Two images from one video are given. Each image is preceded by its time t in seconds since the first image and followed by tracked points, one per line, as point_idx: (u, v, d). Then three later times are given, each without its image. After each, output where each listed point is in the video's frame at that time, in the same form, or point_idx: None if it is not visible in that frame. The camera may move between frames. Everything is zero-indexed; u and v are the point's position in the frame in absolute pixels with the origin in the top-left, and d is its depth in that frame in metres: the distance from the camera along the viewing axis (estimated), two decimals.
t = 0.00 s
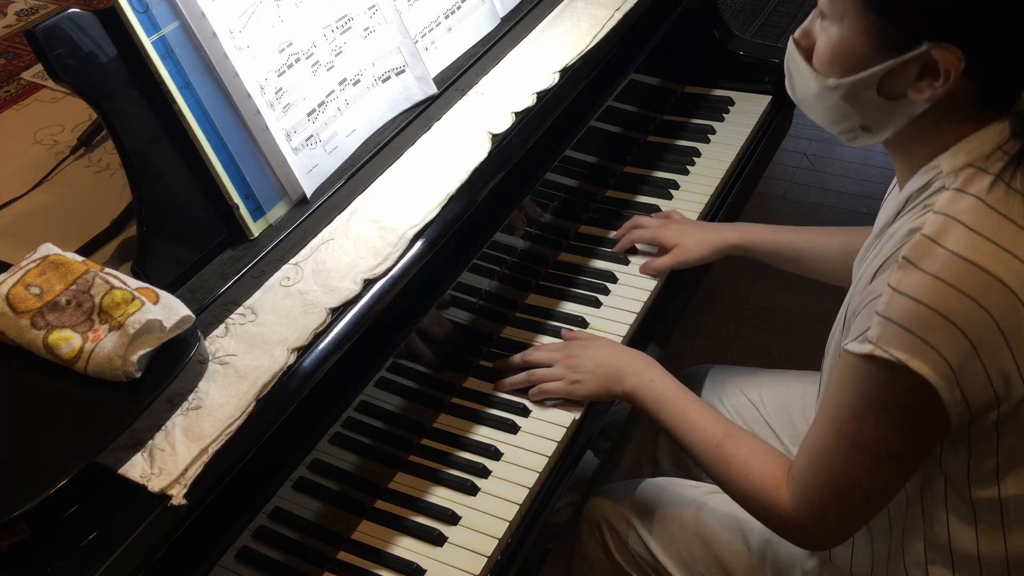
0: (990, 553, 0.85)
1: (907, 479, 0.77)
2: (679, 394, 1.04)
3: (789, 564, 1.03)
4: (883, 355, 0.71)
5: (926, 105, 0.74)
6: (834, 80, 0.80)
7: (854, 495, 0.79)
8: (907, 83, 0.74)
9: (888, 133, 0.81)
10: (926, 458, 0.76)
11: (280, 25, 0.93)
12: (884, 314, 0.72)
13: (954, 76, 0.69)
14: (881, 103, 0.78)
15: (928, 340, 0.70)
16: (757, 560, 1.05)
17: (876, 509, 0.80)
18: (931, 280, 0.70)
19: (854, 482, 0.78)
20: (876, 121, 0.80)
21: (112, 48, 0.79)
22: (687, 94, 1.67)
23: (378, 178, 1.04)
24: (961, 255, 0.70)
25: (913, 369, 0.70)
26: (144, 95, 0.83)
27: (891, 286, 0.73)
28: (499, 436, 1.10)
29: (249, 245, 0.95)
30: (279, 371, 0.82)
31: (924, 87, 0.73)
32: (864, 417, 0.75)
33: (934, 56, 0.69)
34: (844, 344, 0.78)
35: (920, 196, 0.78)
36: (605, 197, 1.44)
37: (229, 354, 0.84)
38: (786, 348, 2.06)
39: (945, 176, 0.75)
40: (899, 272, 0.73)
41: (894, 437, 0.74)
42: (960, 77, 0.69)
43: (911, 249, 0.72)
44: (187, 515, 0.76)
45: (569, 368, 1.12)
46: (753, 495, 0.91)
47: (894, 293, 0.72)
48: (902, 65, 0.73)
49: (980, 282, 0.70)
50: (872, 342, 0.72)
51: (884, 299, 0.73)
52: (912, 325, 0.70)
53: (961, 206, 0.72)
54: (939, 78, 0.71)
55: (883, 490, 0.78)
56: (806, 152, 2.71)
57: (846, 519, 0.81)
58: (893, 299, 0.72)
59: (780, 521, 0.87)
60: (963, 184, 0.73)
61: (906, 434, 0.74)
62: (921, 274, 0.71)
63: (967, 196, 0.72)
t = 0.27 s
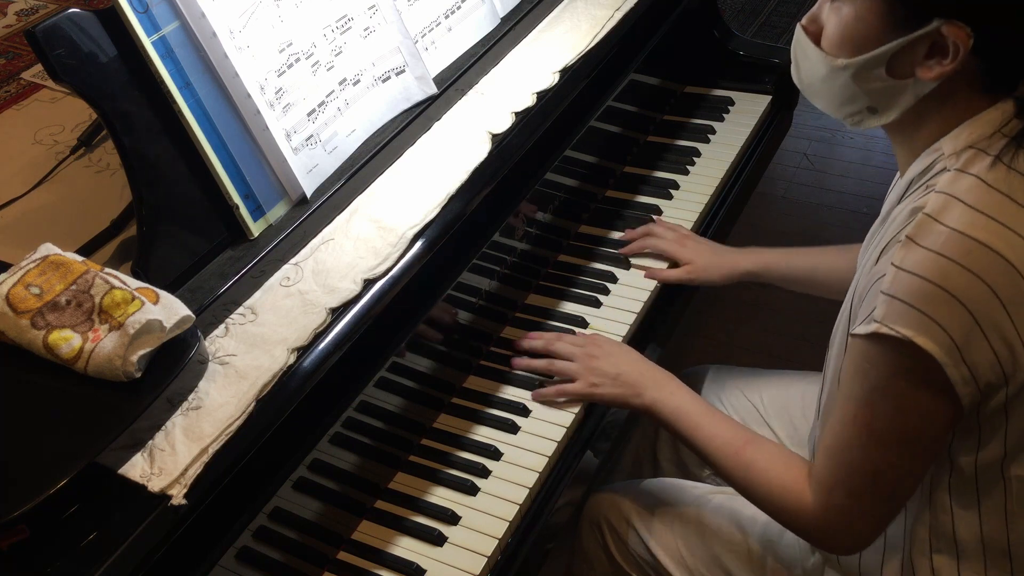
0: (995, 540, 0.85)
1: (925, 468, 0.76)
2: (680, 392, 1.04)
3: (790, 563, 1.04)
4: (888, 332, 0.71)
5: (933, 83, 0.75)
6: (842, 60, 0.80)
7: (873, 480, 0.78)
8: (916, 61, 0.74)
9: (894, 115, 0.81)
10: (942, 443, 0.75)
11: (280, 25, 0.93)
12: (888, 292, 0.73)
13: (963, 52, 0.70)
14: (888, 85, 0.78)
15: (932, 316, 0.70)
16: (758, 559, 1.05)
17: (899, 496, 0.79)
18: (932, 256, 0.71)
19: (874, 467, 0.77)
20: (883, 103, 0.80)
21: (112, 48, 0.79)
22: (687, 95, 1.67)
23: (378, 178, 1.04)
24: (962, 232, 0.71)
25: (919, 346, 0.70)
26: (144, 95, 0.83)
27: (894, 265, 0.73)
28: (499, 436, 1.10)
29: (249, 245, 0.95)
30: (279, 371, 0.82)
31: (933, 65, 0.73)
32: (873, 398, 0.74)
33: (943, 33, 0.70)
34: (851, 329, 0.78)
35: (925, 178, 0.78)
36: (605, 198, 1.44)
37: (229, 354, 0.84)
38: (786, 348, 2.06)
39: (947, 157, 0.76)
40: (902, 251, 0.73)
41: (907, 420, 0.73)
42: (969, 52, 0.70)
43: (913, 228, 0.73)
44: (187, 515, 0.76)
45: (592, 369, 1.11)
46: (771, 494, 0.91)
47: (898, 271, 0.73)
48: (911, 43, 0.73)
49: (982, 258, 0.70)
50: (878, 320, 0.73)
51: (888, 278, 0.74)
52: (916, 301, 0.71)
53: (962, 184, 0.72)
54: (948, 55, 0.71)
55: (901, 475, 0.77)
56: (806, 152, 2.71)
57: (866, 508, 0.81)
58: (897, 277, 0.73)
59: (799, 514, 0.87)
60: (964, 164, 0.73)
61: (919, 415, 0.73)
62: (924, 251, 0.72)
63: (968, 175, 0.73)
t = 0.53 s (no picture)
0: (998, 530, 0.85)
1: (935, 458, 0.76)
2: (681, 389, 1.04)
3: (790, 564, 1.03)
4: (896, 315, 0.72)
5: (943, 70, 0.75)
6: (852, 47, 0.80)
7: (882, 468, 0.78)
8: (925, 46, 0.75)
9: (901, 102, 0.80)
10: (950, 431, 0.74)
11: (280, 25, 0.93)
12: (895, 275, 0.73)
13: (973, 37, 0.70)
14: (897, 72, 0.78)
15: (938, 299, 0.70)
16: (759, 561, 1.05)
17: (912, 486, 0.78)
18: (938, 238, 0.71)
19: (883, 454, 0.77)
20: (891, 90, 0.80)
21: (112, 48, 0.80)
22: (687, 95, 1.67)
23: (379, 178, 1.04)
24: (968, 215, 0.71)
25: (925, 328, 0.70)
26: (144, 95, 0.83)
27: (901, 248, 0.74)
28: (499, 436, 1.10)
29: (249, 245, 0.95)
30: (279, 371, 0.82)
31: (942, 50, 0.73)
32: (883, 382, 0.74)
33: (953, 18, 0.70)
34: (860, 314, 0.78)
35: (926, 164, 0.79)
36: (606, 197, 1.44)
37: (229, 354, 0.84)
38: (786, 348, 2.06)
39: (953, 144, 0.76)
40: (908, 235, 0.74)
41: (915, 404, 0.73)
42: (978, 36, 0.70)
43: (919, 211, 0.74)
44: (187, 515, 0.76)
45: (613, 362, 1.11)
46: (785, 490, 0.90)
47: (904, 254, 0.73)
48: (921, 27, 0.73)
49: (988, 241, 0.70)
50: (885, 303, 0.73)
51: (894, 262, 0.75)
52: (922, 284, 0.71)
53: (967, 170, 0.73)
54: (958, 40, 0.72)
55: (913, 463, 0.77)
56: (806, 152, 2.71)
57: (875, 499, 0.80)
58: (903, 260, 0.73)
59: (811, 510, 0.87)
60: (970, 150, 0.74)
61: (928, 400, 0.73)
62: (930, 234, 0.72)
63: (973, 161, 0.73)
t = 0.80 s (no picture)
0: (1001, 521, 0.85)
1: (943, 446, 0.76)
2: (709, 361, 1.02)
3: (790, 564, 1.03)
4: (910, 300, 0.71)
5: (962, 57, 0.76)
6: (872, 34, 0.81)
7: (895, 457, 0.77)
8: (945, 34, 0.76)
9: (921, 89, 0.82)
10: (959, 420, 0.74)
11: (280, 25, 0.93)
12: (910, 261, 0.73)
13: (993, 24, 0.71)
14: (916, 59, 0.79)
15: (953, 285, 0.70)
16: (758, 562, 1.04)
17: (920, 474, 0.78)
18: (955, 224, 0.72)
19: (893, 443, 0.77)
20: (911, 77, 0.81)
21: (112, 48, 0.80)
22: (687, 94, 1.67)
23: (379, 178, 1.04)
24: (984, 202, 0.71)
25: (940, 314, 0.70)
26: (144, 95, 0.83)
27: (916, 235, 0.74)
28: (499, 436, 1.10)
29: (249, 245, 0.95)
30: (279, 371, 0.82)
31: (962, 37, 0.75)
32: (893, 368, 0.74)
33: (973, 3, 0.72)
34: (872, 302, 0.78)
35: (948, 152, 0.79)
36: (606, 198, 1.44)
37: (229, 354, 0.84)
38: (786, 348, 2.06)
39: (970, 132, 0.77)
40: (924, 221, 0.74)
41: (928, 392, 0.73)
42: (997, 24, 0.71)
43: (935, 198, 0.74)
44: (188, 515, 0.75)
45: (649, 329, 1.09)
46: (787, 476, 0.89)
47: (920, 240, 0.73)
48: (942, 13, 0.75)
49: (1004, 227, 0.70)
50: (900, 289, 0.73)
51: (909, 248, 0.74)
52: (937, 269, 0.71)
53: (984, 158, 0.73)
54: (978, 27, 0.73)
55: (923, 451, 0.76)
56: (806, 152, 2.71)
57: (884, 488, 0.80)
58: (918, 246, 0.73)
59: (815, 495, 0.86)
60: (987, 139, 0.74)
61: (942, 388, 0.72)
62: (946, 220, 0.72)
63: (990, 149, 0.73)
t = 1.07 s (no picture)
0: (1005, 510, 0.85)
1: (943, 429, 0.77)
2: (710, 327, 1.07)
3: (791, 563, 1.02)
4: (925, 284, 0.71)
5: (986, 46, 0.77)
6: (895, 31, 0.82)
7: (897, 440, 0.78)
8: (967, 24, 0.77)
9: (947, 83, 0.82)
10: (957, 402, 0.75)
11: (280, 25, 0.93)
12: (927, 245, 0.73)
13: (1012, 12, 0.72)
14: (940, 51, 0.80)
15: (970, 271, 0.70)
16: (757, 561, 1.04)
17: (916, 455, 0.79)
18: (974, 211, 0.71)
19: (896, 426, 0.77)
20: (936, 72, 0.82)
21: (112, 48, 0.80)
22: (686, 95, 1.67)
23: (379, 178, 1.04)
24: (1005, 189, 0.71)
25: (954, 298, 0.70)
26: (144, 95, 0.83)
27: (936, 219, 0.74)
28: (499, 436, 1.10)
29: (249, 245, 0.95)
30: (279, 371, 0.82)
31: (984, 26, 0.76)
32: (900, 350, 0.74)
33: None
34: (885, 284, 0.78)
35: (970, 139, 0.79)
36: (606, 198, 1.44)
37: (229, 354, 0.84)
38: (786, 348, 2.07)
39: (992, 121, 0.77)
40: (944, 206, 0.74)
41: (936, 377, 0.73)
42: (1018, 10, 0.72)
43: (957, 185, 0.74)
44: (187, 515, 0.75)
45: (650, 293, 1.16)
46: (785, 445, 0.90)
47: (939, 225, 0.73)
48: (962, 6, 0.76)
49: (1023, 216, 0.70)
50: (915, 273, 0.72)
51: (927, 232, 0.74)
52: (954, 254, 0.71)
53: (1007, 146, 0.73)
54: (999, 15, 0.74)
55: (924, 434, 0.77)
56: (806, 152, 2.71)
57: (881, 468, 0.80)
58: (938, 231, 0.73)
59: (809, 467, 0.87)
60: (1011, 127, 0.74)
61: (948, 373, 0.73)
62: (966, 207, 0.72)
63: (1014, 138, 0.73)
